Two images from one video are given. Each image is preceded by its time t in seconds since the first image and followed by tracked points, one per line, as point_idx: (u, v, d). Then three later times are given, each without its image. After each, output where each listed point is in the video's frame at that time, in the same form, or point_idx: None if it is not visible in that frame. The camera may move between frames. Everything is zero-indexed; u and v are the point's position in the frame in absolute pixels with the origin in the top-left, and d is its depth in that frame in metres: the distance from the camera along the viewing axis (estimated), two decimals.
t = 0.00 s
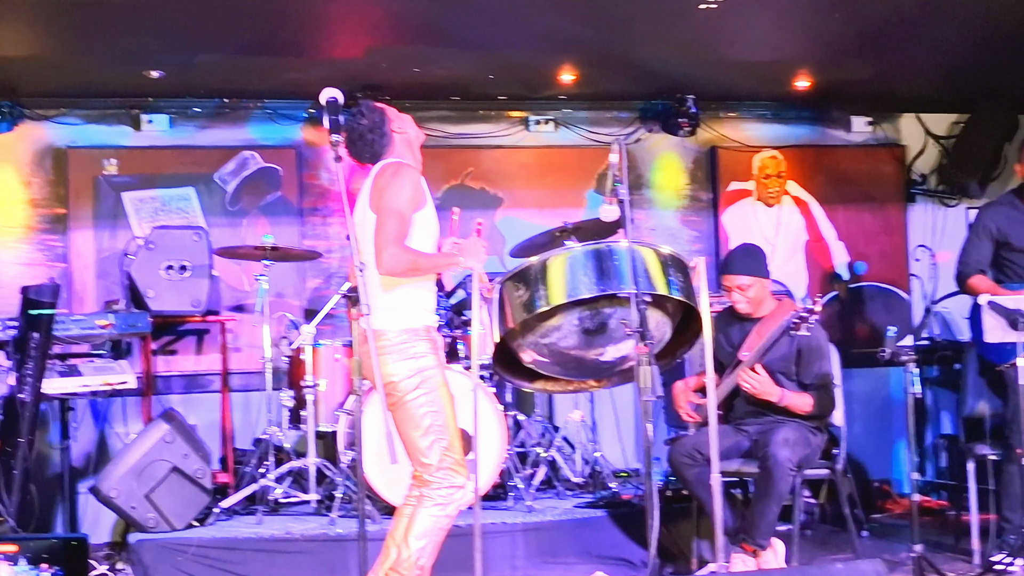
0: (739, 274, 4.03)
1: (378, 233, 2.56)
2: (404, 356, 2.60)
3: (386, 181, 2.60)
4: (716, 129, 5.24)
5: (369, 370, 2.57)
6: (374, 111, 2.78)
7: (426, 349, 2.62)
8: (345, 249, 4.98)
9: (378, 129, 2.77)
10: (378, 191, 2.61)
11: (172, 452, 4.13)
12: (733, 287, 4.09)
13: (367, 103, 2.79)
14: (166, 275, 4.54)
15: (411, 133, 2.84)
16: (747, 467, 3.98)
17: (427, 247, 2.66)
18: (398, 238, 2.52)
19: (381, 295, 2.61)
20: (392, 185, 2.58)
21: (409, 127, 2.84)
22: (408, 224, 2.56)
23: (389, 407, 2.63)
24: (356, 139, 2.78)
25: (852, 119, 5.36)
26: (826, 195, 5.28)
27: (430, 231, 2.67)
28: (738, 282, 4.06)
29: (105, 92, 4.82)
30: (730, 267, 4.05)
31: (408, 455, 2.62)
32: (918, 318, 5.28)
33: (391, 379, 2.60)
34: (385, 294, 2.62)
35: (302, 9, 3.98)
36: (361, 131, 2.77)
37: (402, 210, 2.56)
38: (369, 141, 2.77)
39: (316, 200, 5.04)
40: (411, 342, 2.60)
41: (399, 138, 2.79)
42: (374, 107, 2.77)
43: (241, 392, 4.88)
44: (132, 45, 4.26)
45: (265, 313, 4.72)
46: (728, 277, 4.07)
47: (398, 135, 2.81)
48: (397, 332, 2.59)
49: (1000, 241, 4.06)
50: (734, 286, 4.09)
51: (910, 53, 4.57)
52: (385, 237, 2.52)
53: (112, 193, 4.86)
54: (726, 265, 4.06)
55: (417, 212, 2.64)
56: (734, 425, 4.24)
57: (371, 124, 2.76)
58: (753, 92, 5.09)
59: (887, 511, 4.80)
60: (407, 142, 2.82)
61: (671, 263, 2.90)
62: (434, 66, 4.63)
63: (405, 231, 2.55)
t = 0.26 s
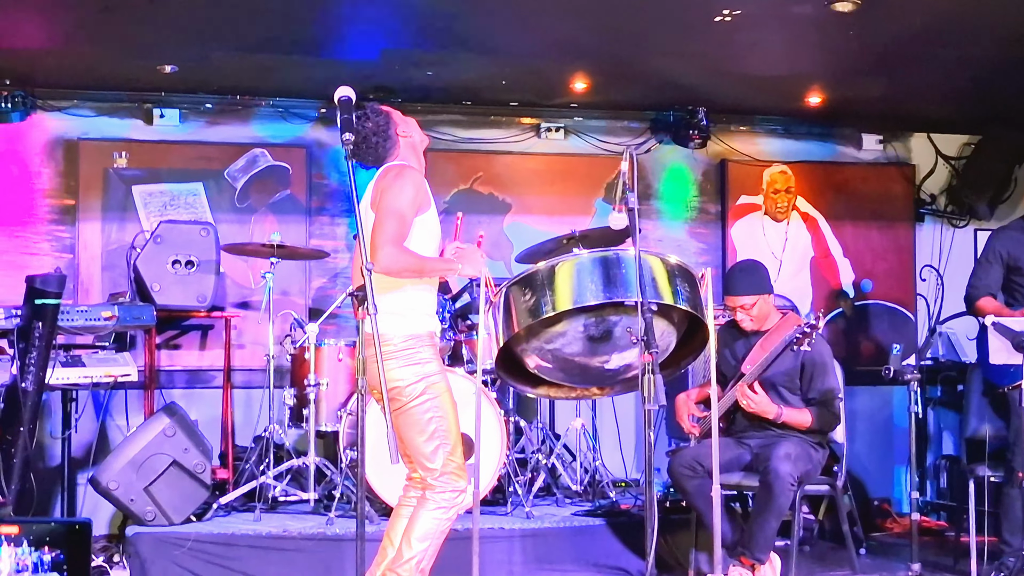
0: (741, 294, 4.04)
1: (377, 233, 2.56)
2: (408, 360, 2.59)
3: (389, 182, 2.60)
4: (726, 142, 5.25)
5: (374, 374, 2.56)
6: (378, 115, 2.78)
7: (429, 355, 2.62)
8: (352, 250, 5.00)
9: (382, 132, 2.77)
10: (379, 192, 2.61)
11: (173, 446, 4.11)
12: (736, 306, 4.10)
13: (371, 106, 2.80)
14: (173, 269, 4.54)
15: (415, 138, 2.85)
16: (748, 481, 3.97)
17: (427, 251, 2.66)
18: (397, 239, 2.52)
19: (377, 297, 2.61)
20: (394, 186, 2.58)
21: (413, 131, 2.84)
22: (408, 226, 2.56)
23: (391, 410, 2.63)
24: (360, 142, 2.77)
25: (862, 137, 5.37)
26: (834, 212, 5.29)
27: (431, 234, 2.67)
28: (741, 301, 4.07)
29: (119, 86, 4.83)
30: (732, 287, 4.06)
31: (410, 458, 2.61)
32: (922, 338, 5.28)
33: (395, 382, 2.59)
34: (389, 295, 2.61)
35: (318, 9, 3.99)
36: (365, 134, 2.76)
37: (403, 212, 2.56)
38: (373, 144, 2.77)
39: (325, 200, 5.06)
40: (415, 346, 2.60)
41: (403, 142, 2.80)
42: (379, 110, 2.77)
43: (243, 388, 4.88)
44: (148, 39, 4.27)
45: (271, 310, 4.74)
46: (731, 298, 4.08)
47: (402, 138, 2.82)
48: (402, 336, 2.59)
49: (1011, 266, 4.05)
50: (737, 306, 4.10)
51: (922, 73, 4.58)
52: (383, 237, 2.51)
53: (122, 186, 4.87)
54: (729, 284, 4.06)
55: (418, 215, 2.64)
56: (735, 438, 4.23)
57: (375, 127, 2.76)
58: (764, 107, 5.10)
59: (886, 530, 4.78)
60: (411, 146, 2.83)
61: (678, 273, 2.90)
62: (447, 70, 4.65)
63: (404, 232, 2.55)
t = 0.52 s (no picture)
0: (746, 291, 4.05)
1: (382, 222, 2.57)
2: (407, 353, 2.58)
3: (393, 174, 2.60)
4: (735, 142, 5.25)
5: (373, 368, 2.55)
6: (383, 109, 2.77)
7: (428, 347, 2.60)
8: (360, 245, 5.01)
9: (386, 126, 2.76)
10: (383, 181, 2.61)
11: (178, 438, 4.11)
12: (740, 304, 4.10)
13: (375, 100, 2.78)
14: (181, 262, 4.54)
15: (418, 132, 2.86)
16: (753, 480, 3.97)
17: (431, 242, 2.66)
18: (402, 228, 2.52)
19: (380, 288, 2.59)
20: (398, 176, 2.59)
21: (417, 126, 2.85)
22: (413, 215, 2.56)
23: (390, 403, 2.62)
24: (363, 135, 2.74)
25: (871, 139, 5.36)
26: (842, 213, 5.28)
27: (435, 224, 2.68)
28: (745, 299, 4.07)
29: (128, 79, 4.83)
30: (736, 284, 4.07)
31: (409, 451, 2.61)
32: (929, 341, 5.27)
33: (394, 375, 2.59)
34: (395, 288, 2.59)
35: (329, 4, 3.99)
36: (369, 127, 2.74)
37: (408, 201, 2.56)
38: (376, 138, 2.75)
39: (332, 195, 5.06)
40: (415, 339, 2.59)
41: (406, 136, 2.80)
42: (382, 104, 2.76)
43: (249, 383, 4.88)
44: (158, 32, 4.28)
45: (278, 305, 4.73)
46: (736, 295, 4.08)
47: (405, 132, 2.82)
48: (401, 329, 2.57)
49: None
50: (741, 303, 4.09)
51: (932, 75, 4.58)
52: (389, 225, 2.52)
53: (130, 179, 4.87)
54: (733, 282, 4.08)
55: (423, 206, 2.64)
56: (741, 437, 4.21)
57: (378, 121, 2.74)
58: (773, 107, 5.10)
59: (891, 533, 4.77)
60: (415, 138, 2.83)
61: (686, 270, 2.90)
62: (457, 67, 4.65)
63: (409, 222, 2.55)
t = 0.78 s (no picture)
0: (762, 293, 4.03)
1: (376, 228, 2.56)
2: (404, 357, 2.58)
3: (386, 178, 2.59)
4: (742, 143, 5.24)
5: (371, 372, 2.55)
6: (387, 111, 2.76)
7: (424, 350, 2.60)
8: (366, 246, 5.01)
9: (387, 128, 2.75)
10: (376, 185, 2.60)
11: (186, 440, 4.12)
12: (755, 307, 4.08)
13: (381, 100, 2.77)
14: (188, 263, 4.55)
15: (419, 139, 2.84)
16: (759, 481, 3.95)
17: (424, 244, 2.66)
18: (396, 234, 2.52)
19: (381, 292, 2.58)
20: (392, 180, 2.57)
21: (419, 132, 2.84)
22: (406, 220, 2.55)
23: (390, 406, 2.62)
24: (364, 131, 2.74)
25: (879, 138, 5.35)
26: (849, 213, 5.28)
27: (427, 227, 2.67)
28: (761, 302, 4.05)
29: (135, 80, 4.84)
30: (751, 286, 4.05)
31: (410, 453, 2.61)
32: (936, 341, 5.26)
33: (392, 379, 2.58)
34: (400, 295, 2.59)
35: (335, 5, 3.98)
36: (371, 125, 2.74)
37: (401, 206, 2.55)
38: (376, 137, 2.75)
39: (339, 196, 5.07)
40: (411, 342, 2.58)
41: (406, 140, 2.79)
42: (387, 105, 2.75)
43: (256, 383, 4.89)
44: (165, 33, 4.28)
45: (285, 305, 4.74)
46: (751, 298, 4.07)
47: (405, 137, 2.81)
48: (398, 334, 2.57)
49: None
50: (757, 307, 4.08)
51: (940, 74, 4.56)
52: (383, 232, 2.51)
53: (137, 180, 4.88)
54: (749, 285, 4.06)
55: (416, 209, 2.63)
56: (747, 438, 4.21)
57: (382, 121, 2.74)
58: (780, 107, 5.09)
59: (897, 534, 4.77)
60: (413, 144, 2.82)
61: (693, 272, 2.90)
62: (463, 67, 4.64)
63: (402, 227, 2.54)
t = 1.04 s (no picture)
0: (769, 290, 4.03)
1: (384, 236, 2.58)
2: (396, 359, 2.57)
3: (393, 189, 2.60)
4: (751, 142, 5.24)
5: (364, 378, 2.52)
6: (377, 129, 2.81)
7: (414, 351, 2.60)
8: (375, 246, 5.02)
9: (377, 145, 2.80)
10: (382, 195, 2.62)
11: (194, 439, 4.12)
12: (764, 303, 4.09)
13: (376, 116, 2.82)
14: (197, 263, 4.56)
15: (419, 144, 2.82)
16: (769, 480, 3.95)
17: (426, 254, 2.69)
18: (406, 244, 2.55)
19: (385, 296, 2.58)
20: (400, 191, 2.59)
21: (419, 137, 2.82)
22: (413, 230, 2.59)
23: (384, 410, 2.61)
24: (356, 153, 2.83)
25: (887, 137, 5.35)
26: (858, 212, 5.27)
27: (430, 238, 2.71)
28: (769, 298, 4.05)
29: (145, 81, 4.85)
30: (761, 283, 4.04)
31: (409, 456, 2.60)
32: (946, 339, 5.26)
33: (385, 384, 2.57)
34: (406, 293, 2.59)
35: (344, 5, 3.99)
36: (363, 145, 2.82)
37: (409, 216, 2.58)
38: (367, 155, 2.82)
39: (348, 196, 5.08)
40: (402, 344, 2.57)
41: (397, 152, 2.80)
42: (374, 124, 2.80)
43: (265, 383, 4.90)
44: (174, 34, 4.29)
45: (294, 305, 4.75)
46: (760, 295, 4.06)
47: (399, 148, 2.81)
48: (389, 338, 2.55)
49: None
50: (765, 303, 4.09)
51: (948, 73, 4.55)
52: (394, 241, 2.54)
53: (147, 181, 4.89)
54: (758, 281, 4.05)
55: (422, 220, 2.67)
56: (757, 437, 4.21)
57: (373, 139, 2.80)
58: (788, 106, 5.09)
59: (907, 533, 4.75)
60: (412, 157, 2.83)
61: (701, 271, 2.89)
62: (472, 67, 4.65)
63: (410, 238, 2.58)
